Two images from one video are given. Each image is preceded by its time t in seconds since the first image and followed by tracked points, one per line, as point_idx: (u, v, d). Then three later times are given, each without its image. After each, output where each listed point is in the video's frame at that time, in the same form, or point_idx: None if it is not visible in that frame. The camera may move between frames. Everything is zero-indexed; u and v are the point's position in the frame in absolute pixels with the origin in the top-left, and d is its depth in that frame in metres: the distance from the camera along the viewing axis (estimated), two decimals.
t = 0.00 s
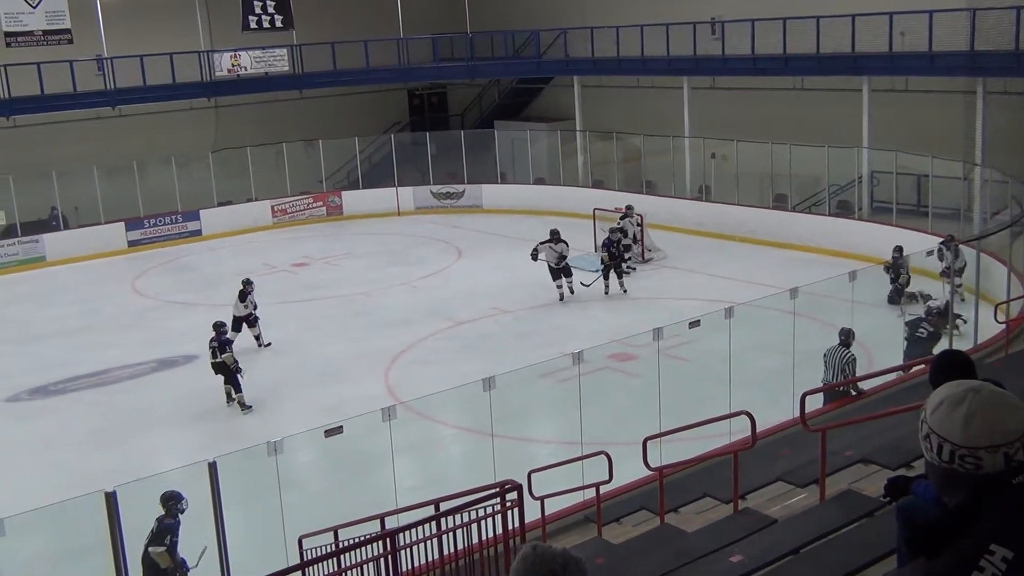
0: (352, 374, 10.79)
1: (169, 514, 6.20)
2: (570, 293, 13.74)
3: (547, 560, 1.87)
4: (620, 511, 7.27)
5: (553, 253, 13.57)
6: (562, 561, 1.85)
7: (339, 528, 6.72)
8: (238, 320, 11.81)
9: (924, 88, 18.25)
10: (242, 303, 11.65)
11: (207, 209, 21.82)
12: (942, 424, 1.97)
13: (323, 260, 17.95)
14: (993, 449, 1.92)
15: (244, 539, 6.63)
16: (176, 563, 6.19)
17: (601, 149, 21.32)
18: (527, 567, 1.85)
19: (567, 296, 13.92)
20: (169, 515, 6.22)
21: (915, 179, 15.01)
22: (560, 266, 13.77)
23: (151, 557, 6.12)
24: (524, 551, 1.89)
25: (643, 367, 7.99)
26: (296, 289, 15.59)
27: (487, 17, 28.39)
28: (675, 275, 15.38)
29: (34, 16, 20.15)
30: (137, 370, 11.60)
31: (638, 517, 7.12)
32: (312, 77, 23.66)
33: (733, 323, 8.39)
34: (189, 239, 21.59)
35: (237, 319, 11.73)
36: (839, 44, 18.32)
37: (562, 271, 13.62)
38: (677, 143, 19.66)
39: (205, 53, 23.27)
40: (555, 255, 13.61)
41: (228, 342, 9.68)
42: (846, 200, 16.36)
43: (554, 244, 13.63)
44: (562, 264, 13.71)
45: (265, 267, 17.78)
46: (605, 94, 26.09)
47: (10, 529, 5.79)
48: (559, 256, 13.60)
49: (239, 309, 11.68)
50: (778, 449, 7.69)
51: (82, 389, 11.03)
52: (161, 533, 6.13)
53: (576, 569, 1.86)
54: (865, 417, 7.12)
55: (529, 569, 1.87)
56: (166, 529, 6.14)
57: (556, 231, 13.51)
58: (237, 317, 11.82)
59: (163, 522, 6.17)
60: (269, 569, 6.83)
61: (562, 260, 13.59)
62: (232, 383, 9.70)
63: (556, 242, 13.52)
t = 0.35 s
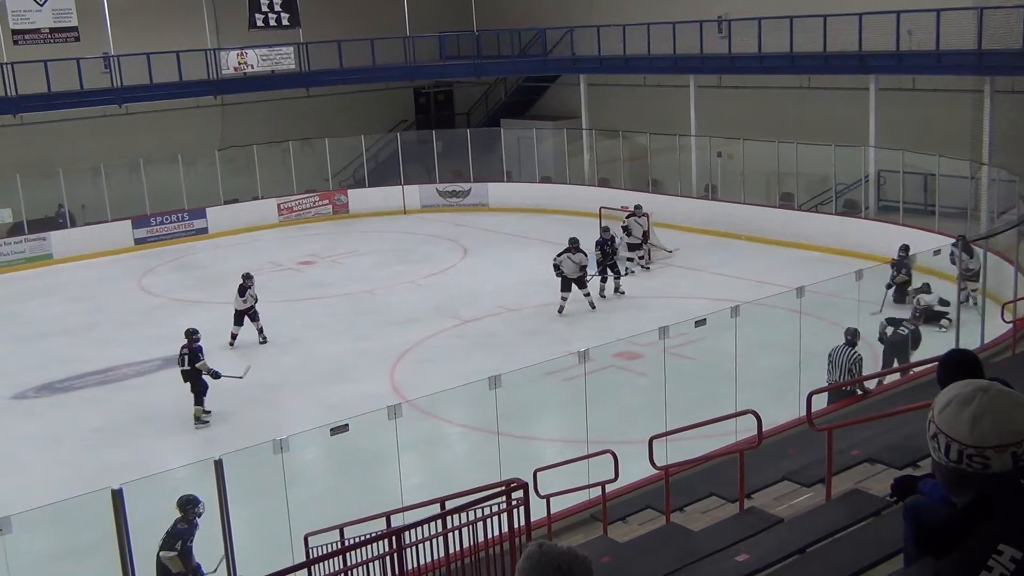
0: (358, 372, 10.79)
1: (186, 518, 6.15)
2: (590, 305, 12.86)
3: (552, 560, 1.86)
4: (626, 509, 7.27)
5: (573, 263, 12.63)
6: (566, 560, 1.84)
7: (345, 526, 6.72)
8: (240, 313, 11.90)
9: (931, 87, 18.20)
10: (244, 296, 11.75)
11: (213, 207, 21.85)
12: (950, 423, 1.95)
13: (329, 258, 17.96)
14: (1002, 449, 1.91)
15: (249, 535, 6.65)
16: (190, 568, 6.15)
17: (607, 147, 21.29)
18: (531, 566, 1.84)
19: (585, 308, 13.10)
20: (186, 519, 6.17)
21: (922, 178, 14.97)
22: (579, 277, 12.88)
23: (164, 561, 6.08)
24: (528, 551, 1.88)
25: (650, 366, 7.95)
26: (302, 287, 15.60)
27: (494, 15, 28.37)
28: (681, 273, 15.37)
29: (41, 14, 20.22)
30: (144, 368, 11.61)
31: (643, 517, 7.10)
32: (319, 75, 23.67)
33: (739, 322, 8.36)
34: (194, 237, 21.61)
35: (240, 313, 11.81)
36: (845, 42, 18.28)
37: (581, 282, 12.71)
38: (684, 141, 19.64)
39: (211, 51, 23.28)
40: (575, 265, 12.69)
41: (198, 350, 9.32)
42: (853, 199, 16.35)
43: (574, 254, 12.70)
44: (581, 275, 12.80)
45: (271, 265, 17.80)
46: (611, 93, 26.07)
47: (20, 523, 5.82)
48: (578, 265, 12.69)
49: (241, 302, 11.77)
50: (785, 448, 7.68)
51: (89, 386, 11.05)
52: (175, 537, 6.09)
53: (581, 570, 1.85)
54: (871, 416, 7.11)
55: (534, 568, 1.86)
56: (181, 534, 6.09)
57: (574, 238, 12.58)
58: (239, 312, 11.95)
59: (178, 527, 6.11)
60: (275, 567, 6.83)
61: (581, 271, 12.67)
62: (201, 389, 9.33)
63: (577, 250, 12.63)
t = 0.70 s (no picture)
0: (365, 369, 10.80)
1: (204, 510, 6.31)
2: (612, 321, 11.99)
3: (565, 557, 1.86)
4: (632, 507, 7.26)
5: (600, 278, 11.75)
6: (578, 557, 1.85)
7: (351, 522, 6.72)
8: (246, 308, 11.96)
9: (940, 85, 18.14)
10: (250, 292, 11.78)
11: (220, 204, 21.89)
12: (960, 422, 2.03)
13: (336, 255, 17.98)
14: (1010, 448, 1.99)
15: (256, 528, 6.70)
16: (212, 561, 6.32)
17: (613, 145, 21.24)
18: (543, 563, 1.85)
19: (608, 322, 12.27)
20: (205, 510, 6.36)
21: (930, 176, 14.93)
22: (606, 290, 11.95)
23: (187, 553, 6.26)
24: (540, 549, 1.89)
25: (656, 363, 8.01)
26: (309, 283, 15.62)
27: (502, 13, 28.35)
28: (687, 271, 15.36)
29: (48, 11, 20.38)
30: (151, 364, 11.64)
31: (650, 514, 7.10)
32: (326, 73, 23.67)
33: (746, 320, 8.42)
34: (201, 234, 21.65)
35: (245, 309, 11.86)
36: (853, 39, 18.22)
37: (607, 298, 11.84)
38: (691, 139, 19.60)
39: (218, 49, 23.31)
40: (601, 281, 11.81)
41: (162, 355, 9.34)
42: (860, 197, 16.31)
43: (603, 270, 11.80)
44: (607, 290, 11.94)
45: (278, 262, 17.82)
46: (619, 91, 26.02)
47: (27, 519, 5.84)
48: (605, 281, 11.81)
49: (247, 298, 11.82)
50: (791, 446, 7.67)
51: (96, 382, 11.07)
52: (196, 529, 6.26)
53: (594, 568, 1.85)
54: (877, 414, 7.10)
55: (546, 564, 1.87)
56: (203, 525, 6.26)
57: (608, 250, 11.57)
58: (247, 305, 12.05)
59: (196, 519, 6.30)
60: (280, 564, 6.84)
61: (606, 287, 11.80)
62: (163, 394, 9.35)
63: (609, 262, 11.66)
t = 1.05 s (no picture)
0: (370, 365, 10.82)
1: (217, 490, 6.50)
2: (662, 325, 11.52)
3: (575, 555, 1.87)
4: (636, 503, 7.26)
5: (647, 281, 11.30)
6: (588, 555, 1.85)
7: (355, 518, 6.74)
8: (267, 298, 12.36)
9: (945, 81, 18.09)
10: (272, 278, 12.25)
11: (226, 200, 21.89)
12: (966, 418, 2.05)
13: (341, 251, 17.99)
14: (1017, 445, 2.00)
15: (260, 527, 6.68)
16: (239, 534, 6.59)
17: (619, 141, 21.19)
18: (552, 562, 1.85)
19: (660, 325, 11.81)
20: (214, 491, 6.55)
21: (936, 172, 14.88)
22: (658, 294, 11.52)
23: (216, 532, 6.49)
24: (551, 548, 1.90)
25: (661, 359, 7.95)
26: (314, 279, 15.64)
27: (507, 9, 28.31)
28: (693, 268, 15.33)
29: (55, 6, 20.32)
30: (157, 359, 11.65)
31: (654, 511, 7.11)
32: (332, 68, 23.66)
33: (751, 316, 8.37)
34: (207, 229, 21.67)
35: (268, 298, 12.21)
36: (859, 35, 18.18)
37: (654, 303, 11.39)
38: (697, 135, 19.56)
39: (223, 44, 23.31)
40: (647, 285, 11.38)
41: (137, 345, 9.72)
42: (866, 193, 16.28)
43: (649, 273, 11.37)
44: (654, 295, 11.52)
45: (283, 258, 17.83)
46: (624, 87, 25.98)
47: (33, 514, 5.86)
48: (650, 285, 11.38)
49: (269, 285, 12.24)
50: (796, 443, 7.67)
51: (102, 378, 11.08)
52: (219, 509, 6.49)
53: (603, 566, 1.85)
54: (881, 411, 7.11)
55: (555, 563, 1.87)
56: (226, 503, 6.50)
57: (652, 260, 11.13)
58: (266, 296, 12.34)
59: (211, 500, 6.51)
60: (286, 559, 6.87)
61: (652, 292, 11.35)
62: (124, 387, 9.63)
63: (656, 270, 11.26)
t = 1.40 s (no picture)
0: (372, 361, 10.82)
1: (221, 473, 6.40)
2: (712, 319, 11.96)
3: (573, 553, 1.86)
4: (638, 500, 7.28)
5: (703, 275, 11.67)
6: (586, 554, 1.84)
7: (357, 514, 6.77)
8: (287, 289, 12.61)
9: (948, 79, 18.06)
10: (290, 271, 12.51)
11: (228, 197, 21.89)
12: (968, 416, 2.05)
13: (343, 248, 17.99)
14: (1018, 442, 2.01)
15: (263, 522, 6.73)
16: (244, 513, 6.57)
17: (621, 138, 21.17)
18: (549, 560, 1.84)
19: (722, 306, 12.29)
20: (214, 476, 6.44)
21: (938, 170, 14.85)
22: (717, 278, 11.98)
23: (227, 513, 6.46)
24: (548, 545, 1.89)
25: (663, 356, 7.93)
26: (316, 275, 15.63)
27: (509, 6, 28.26)
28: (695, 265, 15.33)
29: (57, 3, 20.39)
30: (158, 356, 11.65)
31: (655, 508, 7.11)
32: (334, 65, 23.63)
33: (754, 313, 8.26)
34: (210, 226, 21.72)
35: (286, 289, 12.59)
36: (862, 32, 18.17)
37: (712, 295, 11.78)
38: (700, 132, 19.54)
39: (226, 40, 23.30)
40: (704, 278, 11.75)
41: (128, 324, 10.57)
42: (868, 191, 16.27)
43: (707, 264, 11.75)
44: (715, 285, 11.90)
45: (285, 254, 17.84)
46: (627, 84, 25.96)
47: (32, 511, 5.87)
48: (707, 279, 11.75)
49: (285, 277, 12.58)
50: (797, 440, 7.68)
51: (104, 374, 11.09)
52: (226, 492, 6.43)
53: (601, 565, 1.84)
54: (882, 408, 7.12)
55: (552, 561, 1.86)
56: (231, 486, 6.44)
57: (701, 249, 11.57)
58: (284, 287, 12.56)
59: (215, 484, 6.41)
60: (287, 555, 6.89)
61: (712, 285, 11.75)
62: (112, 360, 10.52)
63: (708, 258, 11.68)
